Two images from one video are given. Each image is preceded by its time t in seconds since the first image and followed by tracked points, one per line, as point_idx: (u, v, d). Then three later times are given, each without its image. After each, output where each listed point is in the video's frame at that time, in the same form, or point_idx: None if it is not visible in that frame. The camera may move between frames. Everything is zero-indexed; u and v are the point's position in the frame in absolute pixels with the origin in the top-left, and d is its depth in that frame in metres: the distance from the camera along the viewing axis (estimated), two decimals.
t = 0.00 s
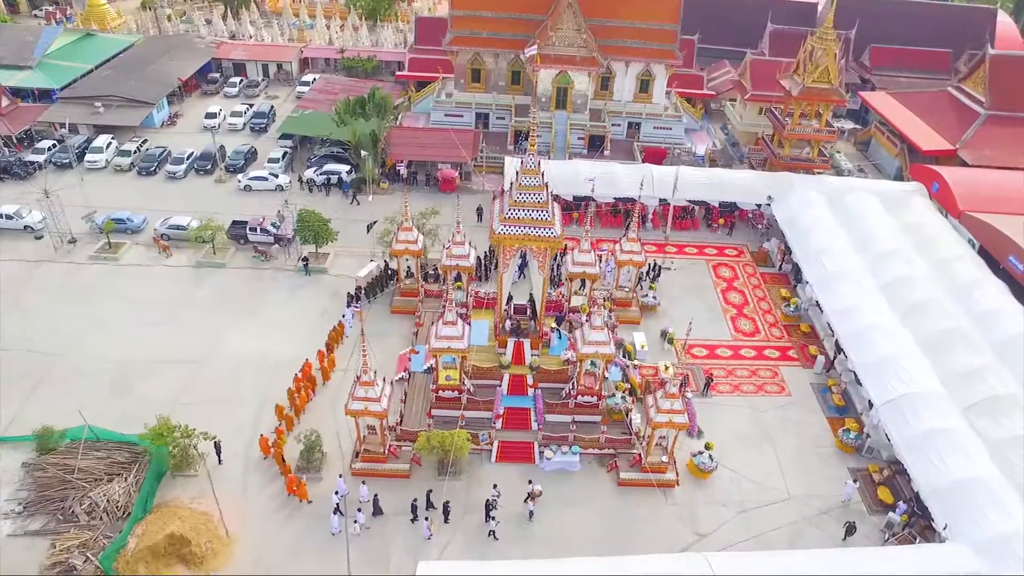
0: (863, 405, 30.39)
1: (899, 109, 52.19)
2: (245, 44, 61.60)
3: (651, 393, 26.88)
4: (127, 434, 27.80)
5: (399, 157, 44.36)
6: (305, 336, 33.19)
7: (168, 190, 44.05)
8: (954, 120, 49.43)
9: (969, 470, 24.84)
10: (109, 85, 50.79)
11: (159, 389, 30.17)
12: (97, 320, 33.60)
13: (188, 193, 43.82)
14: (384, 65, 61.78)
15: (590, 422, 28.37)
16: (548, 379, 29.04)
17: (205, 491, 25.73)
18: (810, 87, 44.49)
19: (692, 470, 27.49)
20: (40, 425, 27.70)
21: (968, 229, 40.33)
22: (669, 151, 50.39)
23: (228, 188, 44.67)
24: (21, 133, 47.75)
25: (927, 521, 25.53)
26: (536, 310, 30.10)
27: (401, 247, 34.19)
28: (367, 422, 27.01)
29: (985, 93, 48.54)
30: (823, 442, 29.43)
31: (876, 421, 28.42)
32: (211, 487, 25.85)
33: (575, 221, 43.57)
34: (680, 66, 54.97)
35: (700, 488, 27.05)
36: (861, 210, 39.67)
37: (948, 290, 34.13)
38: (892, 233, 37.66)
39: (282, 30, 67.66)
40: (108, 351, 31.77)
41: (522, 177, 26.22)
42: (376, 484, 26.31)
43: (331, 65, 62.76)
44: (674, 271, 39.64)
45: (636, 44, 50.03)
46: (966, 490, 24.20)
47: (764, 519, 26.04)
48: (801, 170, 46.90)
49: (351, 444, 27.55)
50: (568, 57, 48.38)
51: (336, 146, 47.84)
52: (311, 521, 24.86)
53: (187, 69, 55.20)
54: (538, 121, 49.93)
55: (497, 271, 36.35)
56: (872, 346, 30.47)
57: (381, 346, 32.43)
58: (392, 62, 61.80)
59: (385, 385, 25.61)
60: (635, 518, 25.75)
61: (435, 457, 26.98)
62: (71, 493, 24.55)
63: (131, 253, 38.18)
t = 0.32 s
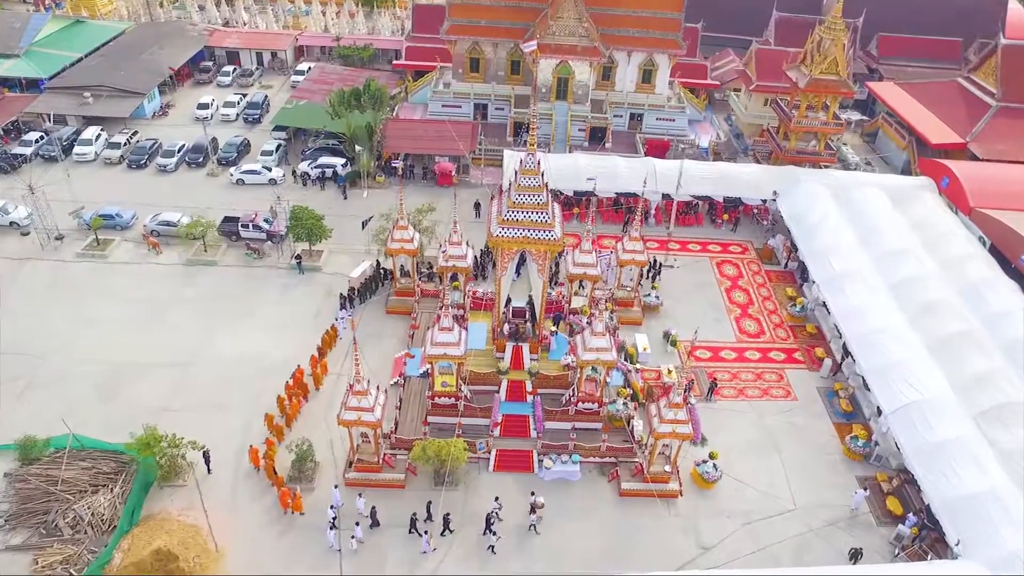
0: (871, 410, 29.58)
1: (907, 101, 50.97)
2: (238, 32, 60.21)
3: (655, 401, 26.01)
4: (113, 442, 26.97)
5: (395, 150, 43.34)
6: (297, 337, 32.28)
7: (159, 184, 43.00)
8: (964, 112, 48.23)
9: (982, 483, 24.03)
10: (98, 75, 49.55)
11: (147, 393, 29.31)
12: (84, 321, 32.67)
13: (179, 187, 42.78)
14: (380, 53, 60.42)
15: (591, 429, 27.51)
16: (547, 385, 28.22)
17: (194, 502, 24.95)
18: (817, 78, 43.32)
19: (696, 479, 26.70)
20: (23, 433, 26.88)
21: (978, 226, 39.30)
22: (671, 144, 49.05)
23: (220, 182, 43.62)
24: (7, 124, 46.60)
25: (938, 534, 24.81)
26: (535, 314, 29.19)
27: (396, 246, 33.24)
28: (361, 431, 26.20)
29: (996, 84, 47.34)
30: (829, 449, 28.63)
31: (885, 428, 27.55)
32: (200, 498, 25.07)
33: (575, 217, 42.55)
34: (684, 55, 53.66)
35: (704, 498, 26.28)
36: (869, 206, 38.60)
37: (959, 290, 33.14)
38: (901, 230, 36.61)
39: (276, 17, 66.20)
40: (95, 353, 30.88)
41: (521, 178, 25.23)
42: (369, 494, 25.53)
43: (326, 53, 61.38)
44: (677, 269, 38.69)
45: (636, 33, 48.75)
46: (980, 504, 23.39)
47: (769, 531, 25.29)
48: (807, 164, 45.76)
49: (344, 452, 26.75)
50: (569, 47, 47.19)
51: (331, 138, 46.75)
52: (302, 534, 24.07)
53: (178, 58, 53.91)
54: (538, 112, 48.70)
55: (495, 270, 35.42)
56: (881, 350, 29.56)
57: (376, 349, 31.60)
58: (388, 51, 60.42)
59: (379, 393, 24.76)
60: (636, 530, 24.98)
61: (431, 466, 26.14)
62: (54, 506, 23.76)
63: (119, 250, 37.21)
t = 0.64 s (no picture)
0: (880, 417, 28.75)
1: (916, 92, 49.67)
2: (231, 19, 58.76)
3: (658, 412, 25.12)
4: (99, 452, 26.14)
5: (391, 143, 42.33)
6: (289, 341, 31.35)
7: (149, 179, 41.92)
8: (975, 104, 46.98)
9: (998, 499, 23.26)
10: (86, 65, 48.26)
11: (135, 400, 28.41)
12: (70, 323, 31.72)
13: (170, 182, 41.70)
14: (376, 42, 59.01)
15: (592, 438, 26.73)
16: (547, 393, 27.36)
17: (182, 516, 24.16)
18: (825, 70, 42.09)
19: (700, 490, 25.92)
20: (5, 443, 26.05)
21: (989, 224, 38.29)
22: (674, 137, 47.62)
23: (212, 176, 42.52)
24: None
25: (950, 549, 24.13)
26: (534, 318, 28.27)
27: (391, 246, 32.26)
28: (354, 442, 25.34)
29: (1008, 75, 46.03)
30: (838, 458, 27.82)
31: (895, 438, 26.73)
32: (188, 511, 24.28)
33: (576, 213, 41.28)
34: (687, 45, 52.33)
35: (708, 511, 25.50)
36: (879, 204, 37.55)
37: (971, 292, 32.18)
38: (911, 228, 35.57)
39: (271, 4, 64.70)
40: (81, 358, 29.97)
41: (520, 180, 24.15)
42: (363, 507, 24.75)
43: (321, 41, 59.96)
44: (680, 267, 37.72)
45: (640, 22, 47.38)
46: (995, 521, 22.64)
47: (776, 546, 24.53)
48: (813, 158, 44.61)
49: (338, 463, 25.93)
50: (570, 36, 45.84)
51: (326, 130, 45.58)
52: (294, 550, 23.29)
53: (169, 47, 52.57)
54: (538, 104, 47.43)
55: (493, 271, 34.48)
56: (891, 356, 28.64)
57: (371, 354, 30.73)
58: (385, 39, 59.01)
59: (372, 405, 23.89)
60: (638, 545, 24.20)
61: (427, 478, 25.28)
62: (36, 522, 22.99)
63: (107, 248, 36.20)
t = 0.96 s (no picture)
0: (889, 421, 28.05)
1: (925, 80, 48.46)
2: (223, 4, 57.29)
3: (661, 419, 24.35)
4: (86, 459, 25.41)
5: (387, 134, 41.29)
6: (283, 341, 30.58)
7: (138, 171, 40.87)
8: (986, 93, 45.78)
9: (1011, 511, 22.74)
10: (74, 52, 46.96)
11: (123, 404, 27.65)
12: (57, 322, 30.86)
13: (160, 174, 40.67)
14: (372, 28, 57.61)
15: (593, 445, 26.04)
16: (547, 398, 26.54)
17: (172, 527, 23.50)
18: (834, 59, 40.94)
19: (704, 499, 25.26)
20: None
21: (1000, 219, 37.37)
22: (677, 127, 46.80)
23: (203, 168, 41.47)
24: None
25: (960, 561, 23.52)
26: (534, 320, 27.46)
27: (386, 244, 31.36)
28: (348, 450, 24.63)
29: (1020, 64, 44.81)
30: (845, 464, 27.19)
31: (905, 444, 26.05)
32: (178, 522, 23.61)
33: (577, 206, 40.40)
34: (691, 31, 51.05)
35: (712, 520, 24.85)
36: (887, 198, 36.72)
37: (982, 291, 31.39)
38: (921, 224, 34.69)
39: None
40: (68, 359, 29.17)
41: (518, 181, 23.16)
42: (358, 518, 24.07)
43: (316, 26, 58.55)
44: (684, 263, 36.84)
45: (643, 9, 46.05)
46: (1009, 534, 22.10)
47: (782, 556, 23.90)
48: (820, 150, 43.52)
49: (332, 471, 25.26)
50: (570, 24, 44.64)
51: (321, 120, 44.44)
52: (287, 563, 22.63)
53: (159, 33, 51.23)
54: (538, 93, 46.24)
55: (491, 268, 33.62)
56: (900, 359, 27.90)
57: (367, 356, 29.98)
58: (381, 24, 57.59)
59: (367, 413, 23.11)
60: (640, 556, 23.55)
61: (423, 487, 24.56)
62: (20, 535, 22.20)
63: (96, 244, 35.25)
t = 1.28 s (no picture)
0: (898, 424, 27.31)
1: (936, 63, 46.99)
2: None
3: (666, 428, 23.57)
4: (71, 467, 24.59)
5: (382, 121, 39.99)
6: (275, 341, 29.69)
7: (126, 159, 39.64)
8: (999, 78, 44.41)
9: None
10: (58, 34, 45.39)
11: (110, 408, 26.81)
12: (41, 321, 29.91)
13: (149, 163, 39.44)
14: (367, 8, 55.92)
15: (595, 450, 25.33)
16: (548, 402, 25.86)
17: (160, 538, 22.77)
18: (844, 44, 39.57)
19: (708, 507, 24.55)
20: None
21: (1013, 211, 36.32)
22: (681, 113, 45.47)
23: (193, 157, 40.24)
24: None
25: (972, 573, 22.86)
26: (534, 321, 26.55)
27: (381, 240, 30.28)
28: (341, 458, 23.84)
29: None
30: (853, 469, 26.47)
31: (916, 451, 25.30)
32: (167, 533, 22.88)
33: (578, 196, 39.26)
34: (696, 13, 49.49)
35: (716, 529, 24.16)
36: (898, 190, 35.60)
37: (995, 288, 30.48)
38: (933, 217, 33.65)
39: None
40: (53, 360, 28.25)
41: (518, 180, 22.01)
42: (353, 528, 23.35)
43: (310, 7, 56.86)
44: (688, 257, 35.82)
45: None
46: None
47: (789, 567, 23.24)
48: (828, 137, 42.25)
49: (326, 478, 24.53)
50: (572, 5, 43.09)
51: (314, 105, 43.09)
52: None
53: (147, 14, 49.59)
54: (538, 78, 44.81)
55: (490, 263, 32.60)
56: (912, 361, 27.07)
57: (362, 356, 29.13)
58: (376, 4, 55.88)
59: (361, 423, 22.28)
60: (644, 568, 22.87)
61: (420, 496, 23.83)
62: (2, 548, 21.38)
63: (82, 237, 34.17)
